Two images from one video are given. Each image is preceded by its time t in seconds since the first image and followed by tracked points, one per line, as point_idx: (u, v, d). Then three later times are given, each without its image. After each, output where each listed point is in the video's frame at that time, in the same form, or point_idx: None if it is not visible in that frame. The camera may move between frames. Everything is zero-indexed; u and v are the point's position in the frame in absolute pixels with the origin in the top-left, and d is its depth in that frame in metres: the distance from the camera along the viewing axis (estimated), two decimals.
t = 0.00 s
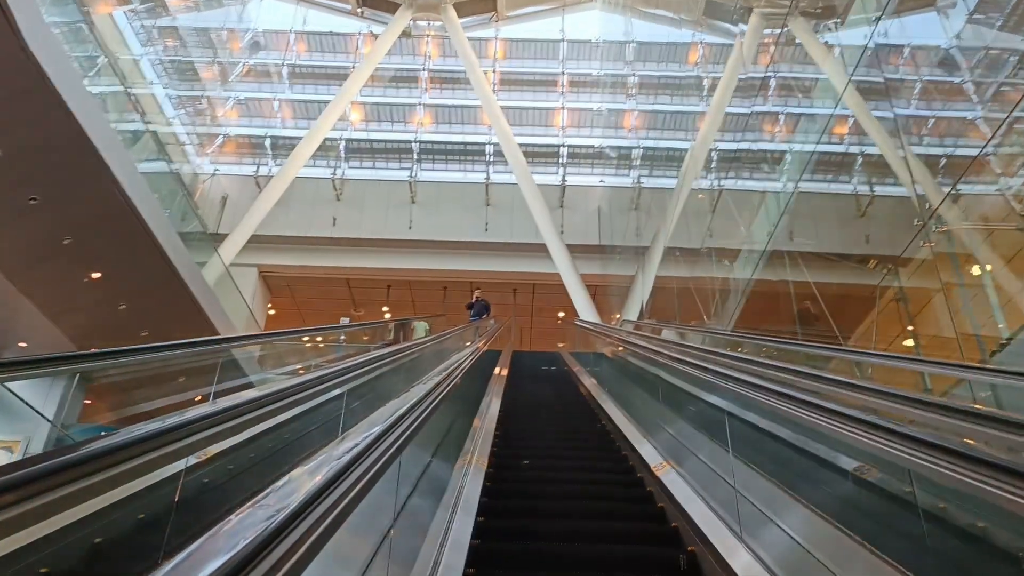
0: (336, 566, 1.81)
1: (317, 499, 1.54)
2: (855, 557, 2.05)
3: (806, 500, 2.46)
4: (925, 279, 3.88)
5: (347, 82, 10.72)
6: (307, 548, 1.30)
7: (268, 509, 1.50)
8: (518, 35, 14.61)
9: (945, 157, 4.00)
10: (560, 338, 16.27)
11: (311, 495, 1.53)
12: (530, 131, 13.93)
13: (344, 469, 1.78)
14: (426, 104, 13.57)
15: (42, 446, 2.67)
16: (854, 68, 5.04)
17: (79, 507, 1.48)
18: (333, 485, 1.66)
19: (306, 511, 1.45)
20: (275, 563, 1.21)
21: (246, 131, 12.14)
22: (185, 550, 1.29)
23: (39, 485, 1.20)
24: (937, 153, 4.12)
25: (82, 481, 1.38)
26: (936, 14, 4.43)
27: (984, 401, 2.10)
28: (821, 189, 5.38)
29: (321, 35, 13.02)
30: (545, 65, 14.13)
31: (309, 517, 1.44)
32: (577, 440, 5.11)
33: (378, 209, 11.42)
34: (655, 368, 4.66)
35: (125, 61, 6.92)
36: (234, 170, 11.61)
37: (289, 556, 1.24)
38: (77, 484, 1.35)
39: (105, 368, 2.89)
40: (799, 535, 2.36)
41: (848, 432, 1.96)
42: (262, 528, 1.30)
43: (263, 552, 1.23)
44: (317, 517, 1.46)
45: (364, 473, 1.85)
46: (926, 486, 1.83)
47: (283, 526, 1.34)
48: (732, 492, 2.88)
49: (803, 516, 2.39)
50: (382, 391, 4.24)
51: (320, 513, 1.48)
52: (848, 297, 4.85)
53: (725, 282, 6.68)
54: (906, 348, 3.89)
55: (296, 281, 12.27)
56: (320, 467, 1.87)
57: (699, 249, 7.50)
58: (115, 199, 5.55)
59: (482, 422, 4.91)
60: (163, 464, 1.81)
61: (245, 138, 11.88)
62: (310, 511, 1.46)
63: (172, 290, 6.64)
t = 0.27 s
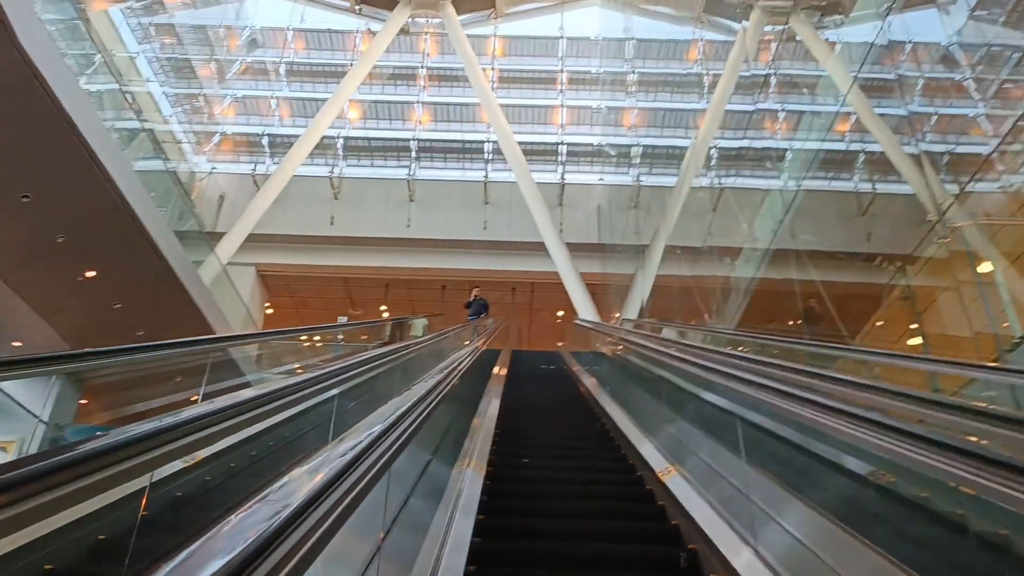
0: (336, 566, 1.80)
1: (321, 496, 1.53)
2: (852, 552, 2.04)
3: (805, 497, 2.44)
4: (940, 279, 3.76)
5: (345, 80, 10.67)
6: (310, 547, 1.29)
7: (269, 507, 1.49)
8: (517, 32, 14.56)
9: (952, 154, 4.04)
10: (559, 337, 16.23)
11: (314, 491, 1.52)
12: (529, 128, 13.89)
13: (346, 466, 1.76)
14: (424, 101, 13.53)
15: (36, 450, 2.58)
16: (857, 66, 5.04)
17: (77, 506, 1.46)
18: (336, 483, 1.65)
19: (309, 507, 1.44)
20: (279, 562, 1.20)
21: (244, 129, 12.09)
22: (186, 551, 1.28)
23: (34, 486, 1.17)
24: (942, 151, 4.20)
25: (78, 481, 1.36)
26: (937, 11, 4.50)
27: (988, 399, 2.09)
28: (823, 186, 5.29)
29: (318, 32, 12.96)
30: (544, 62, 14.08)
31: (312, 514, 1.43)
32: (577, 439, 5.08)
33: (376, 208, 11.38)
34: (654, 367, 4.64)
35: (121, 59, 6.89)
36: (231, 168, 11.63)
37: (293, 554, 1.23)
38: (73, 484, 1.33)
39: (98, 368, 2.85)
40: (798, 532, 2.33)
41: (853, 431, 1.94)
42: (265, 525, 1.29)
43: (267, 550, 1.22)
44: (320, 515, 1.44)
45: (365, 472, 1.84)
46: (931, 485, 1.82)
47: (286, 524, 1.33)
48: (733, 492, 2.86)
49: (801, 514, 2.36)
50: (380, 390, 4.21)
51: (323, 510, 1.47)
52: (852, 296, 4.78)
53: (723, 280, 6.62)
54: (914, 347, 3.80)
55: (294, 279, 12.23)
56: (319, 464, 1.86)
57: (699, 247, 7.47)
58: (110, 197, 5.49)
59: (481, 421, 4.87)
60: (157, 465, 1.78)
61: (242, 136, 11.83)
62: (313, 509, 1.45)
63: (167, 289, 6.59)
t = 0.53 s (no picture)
0: (338, 567, 1.77)
1: (329, 494, 1.52)
2: (860, 551, 2.02)
3: (809, 493, 2.41)
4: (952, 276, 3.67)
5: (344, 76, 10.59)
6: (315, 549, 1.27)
7: (276, 505, 1.46)
8: (517, 27, 14.44)
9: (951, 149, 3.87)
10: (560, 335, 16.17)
11: (321, 490, 1.50)
12: (529, 124, 13.81)
13: (350, 465, 1.74)
14: (424, 97, 13.47)
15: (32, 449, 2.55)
16: (862, 62, 4.98)
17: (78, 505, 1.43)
18: (341, 483, 1.62)
19: (315, 505, 1.41)
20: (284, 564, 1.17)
21: (242, 125, 12.01)
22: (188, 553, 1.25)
23: (37, 487, 1.13)
24: (943, 148, 3.96)
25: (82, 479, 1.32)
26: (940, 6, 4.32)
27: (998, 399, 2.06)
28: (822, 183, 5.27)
29: (317, 27, 12.85)
30: (545, 58, 13.98)
31: (317, 514, 1.40)
32: (579, 436, 5.04)
33: (376, 204, 11.31)
34: (657, 364, 4.60)
35: (118, 55, 6.82)
36: (229, 165, 11.44)
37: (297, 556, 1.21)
38: (78, 483, 1.29)
39: (97, 366, 2.81)
40: (801, 528, 2.31)
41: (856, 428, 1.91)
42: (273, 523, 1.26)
43: (272, 552, 1.19)
44: (325, 514, 1.42)
45: (369, 473, 1.81)
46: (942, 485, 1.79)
47: (295, 522, 1.30)
48: (738, 489, 2.84)
49: (808, 510, 2.34)
50: (380, 389, 4.17)
51: (330, 510, 1.44)
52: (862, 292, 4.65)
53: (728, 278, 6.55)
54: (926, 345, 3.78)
55: (292, 277, 12.18)
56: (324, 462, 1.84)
57: (701, 245, 7.41)
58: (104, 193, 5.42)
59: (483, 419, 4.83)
60: (163, 464, 1.75)
61: (240, 132, 11.74)
62: (318, 507, 1.42)
63: (163, 287, 6.52)
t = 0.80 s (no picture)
0: (337, 568, 1.74)
1: (329, 494, 1.49)
2: (853, 548, 1.97)
3: (810, 491, 2.28)
4: (951, 273, 3.64)
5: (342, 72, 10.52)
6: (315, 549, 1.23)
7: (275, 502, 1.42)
8: (516, 23, 14.37)
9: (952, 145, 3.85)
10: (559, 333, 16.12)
11: (321, 489, 1.47)
12: (528, 121, 13.77)
13: (350, 465, 1.71)
14: (422, 93, 13.40)
15: (27, 447, 2.54)
16: (863, 59, 4.90)
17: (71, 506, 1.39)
18: (341, 483, 1.60)
19: (316, 505, 1.39)
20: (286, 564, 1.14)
21: (239, 122, 11.95)
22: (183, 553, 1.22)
23: (36, 486, 1.10)
24: (939, 144, 3.99)
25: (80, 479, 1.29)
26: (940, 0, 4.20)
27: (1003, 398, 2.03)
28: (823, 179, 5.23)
29: (315, 23, 12.80)
30: (544, 54, 13.92)
31: (318, 514, 1.37)
32: (578, 434, 5.01)
33: (374, 201, 11.26)
34: (656, 362, 4.56)
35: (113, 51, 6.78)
36: (227, 162, 11.25)
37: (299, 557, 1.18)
38: (76, 481, 1.26)
39: (91, 364, 2.78)
40: (800, 525, 2.23)
41: (859, 425, 1.88)
42: (275, 521, 1.23)
43: (274, 553, 1.15)
44: (325, 515, 1.39)
45: (368, 474, 1.79)
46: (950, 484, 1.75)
47: (297, 522, 1.27)
48: (736, 485, 2.80)
49: (802, 505, 2.28)
50: (377, 386, 4.14)
51: (330, 510, 1.41)
52: (864, 291, 4.59)
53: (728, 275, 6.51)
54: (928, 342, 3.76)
55: (289, 274, 12.14)
56: (322, 461, 1.81)
57: (700, 242, 7.38)
58: (97, 190, 5.37)
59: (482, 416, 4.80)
60: (159, 463, 1.72)
61: (237, 129, 11.68)
62: (319, 507, 1.40)
63: (158, 285, 6.47)
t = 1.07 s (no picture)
0: (334, 566, 1.70)
1: (324, 489, 1.44)
2: (857, 548, 1.94)
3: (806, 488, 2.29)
4: (955, 270, 3.62)
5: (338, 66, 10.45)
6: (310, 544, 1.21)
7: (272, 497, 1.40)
8: (515, 17, 14.27)
9: (945, 143, 3.83)
10: (559, 330, 16.08)
11: (315, 483, 1.43)
12: (527, 116, 13.72)
13: (345, 459, 1.67)
14: (420, 88, 13.33)
15: (21, 442, 2.58)
16: (864, 55, 4.90)
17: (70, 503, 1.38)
18: (337, 478, 1.55)
19: (309, 500, 1.34)
20: (282, 557, 1.12)
21: (235, 117, 11.89)
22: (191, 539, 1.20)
23: (29, 481, 1.06)
24: (938, 140, 3.94)
25: (76, 473, 1.25)
26: None
27: (1011, 393, 2.00)
28: (822, 177, 5.22)
29: (312, 17, 12.71)
30: (543, 49, 13.85)
31: (312, 509, 1.33)
32: (578, 430, 4.98)
33: (371, 197, 11.20)
34: (656, 359, 4.53)
35: (106, 45, 6.74)
36: (223, 157, 11.19)
37: (294, 550, 1.16)
38: (72, 476, 1.22)
39: (88, 360, 2.74)
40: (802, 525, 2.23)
41: (863, 422, 1.86)
42: (267, 515, 1.19)
43: (269, 545, 1.13)
44: (319, 511, 1.34)
45: (365, 470, 1.74)
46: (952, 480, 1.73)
47: (289, 517, 1.23)
48: (737, 482, 2.79)
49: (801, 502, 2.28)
50: (375, 383, 4.11)
51: (327, 505, 1.38)
52: (866, 289, 4.53)
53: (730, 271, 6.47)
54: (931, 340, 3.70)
55: (287, 271, 12.09)
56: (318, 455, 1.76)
57: (701, 238, 7.32)
58: (87, 184, 5.30)
59: (481, 413, 4.77)
60: (155, 459, 1.68)
61: (234, 124, 11.61)
62: (313, 503, 1.35)
63: (152, 281, 6.41)
